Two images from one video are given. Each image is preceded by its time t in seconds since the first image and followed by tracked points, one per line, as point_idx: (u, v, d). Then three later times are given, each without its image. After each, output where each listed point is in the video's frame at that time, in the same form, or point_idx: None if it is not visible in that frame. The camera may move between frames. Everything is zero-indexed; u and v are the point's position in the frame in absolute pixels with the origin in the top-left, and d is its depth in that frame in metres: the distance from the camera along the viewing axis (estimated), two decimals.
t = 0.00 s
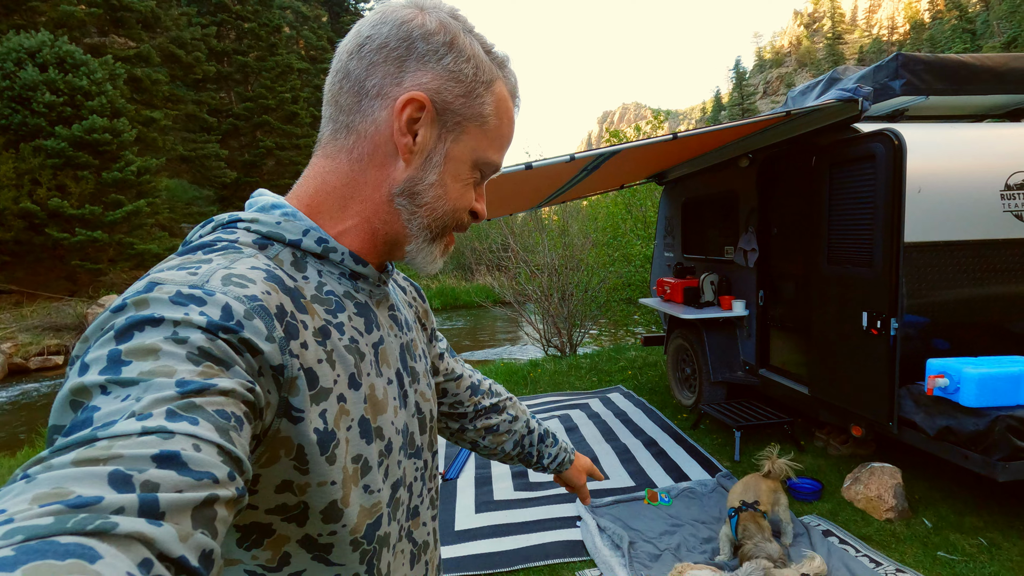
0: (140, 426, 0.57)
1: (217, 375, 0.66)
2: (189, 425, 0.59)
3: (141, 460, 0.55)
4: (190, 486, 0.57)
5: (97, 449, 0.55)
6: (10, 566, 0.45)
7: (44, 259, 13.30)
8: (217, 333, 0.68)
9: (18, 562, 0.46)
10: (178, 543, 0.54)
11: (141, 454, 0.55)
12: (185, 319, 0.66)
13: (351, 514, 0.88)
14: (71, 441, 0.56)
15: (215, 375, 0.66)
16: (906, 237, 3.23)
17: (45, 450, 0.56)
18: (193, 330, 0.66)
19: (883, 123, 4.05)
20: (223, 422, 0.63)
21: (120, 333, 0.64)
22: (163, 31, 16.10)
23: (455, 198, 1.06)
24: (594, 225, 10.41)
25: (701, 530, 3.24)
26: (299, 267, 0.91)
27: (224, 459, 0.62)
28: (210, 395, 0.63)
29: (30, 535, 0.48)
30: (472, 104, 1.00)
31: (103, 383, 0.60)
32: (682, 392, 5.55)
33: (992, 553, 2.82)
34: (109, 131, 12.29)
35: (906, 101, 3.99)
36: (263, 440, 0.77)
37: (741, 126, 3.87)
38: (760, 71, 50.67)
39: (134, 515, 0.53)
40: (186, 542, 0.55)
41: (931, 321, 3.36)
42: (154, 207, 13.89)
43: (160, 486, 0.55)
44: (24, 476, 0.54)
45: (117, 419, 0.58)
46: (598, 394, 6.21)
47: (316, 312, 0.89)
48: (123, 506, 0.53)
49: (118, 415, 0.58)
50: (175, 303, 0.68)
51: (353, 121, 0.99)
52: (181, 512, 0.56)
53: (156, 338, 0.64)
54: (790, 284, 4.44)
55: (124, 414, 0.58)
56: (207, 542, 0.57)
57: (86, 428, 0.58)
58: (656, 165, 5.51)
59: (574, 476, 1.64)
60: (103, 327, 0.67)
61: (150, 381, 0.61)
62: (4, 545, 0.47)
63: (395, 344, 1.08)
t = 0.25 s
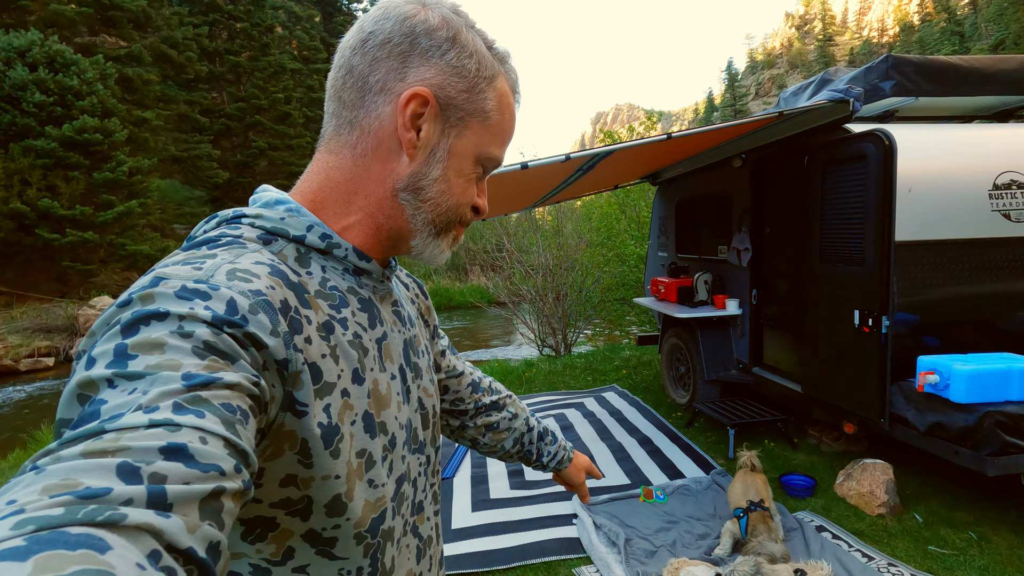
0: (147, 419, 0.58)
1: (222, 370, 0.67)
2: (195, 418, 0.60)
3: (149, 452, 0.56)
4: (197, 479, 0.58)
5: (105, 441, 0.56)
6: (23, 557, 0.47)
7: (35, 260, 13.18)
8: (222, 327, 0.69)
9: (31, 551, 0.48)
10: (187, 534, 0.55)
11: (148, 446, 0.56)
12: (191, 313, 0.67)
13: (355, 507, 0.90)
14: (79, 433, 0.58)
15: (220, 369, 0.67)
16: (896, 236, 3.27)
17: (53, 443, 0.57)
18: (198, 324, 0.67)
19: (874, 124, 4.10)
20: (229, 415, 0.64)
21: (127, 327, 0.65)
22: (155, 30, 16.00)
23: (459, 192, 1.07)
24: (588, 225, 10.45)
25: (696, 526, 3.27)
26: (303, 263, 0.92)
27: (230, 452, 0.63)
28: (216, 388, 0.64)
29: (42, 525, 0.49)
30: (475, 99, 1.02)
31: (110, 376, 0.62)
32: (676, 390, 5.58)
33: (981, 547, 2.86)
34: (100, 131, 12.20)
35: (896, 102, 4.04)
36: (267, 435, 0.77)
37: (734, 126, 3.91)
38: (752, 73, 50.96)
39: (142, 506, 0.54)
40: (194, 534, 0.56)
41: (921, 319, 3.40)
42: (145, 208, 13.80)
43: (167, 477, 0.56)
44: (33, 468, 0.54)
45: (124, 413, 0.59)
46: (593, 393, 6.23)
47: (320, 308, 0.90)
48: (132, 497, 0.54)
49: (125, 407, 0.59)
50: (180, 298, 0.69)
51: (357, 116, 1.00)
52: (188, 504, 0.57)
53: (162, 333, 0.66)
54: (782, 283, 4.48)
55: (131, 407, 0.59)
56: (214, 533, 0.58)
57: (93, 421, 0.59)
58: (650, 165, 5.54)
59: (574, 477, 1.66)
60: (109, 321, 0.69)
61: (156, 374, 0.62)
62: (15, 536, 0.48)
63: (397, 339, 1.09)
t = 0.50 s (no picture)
0: (156, 404, 0.57)
1: (231, 357, 0.66)
2: (203, 404, 0.59)
3: (157, 437, 0.55)
4: (204, 464, 0.57)
5: (114, 425, 0.55)
6: (34, 536, 0.47)
7: (25, 259, 13.05)
8: (230, 315, 0.68)
9: (42, 531, 0.47)
10: (193, 519, 0.54)
11: (157, 431, 0.55)
12: (200, 301, 0.67)
13: (358, 497, 0.89)
14: (89, 416, 0.57)
15: (228, 357, 0.66)
16: (890, 233, 3.29)
17: (64, 426, 0.56)
18: (207, 312, 0.66)
19: (868, 122, 4.12)
20: (236, 401, 0.63)
21: (136, 313, 0.64)
22: (146, 28, 15.88)
23: (465, 189, 1.06)
24: (583, 224, 10.47)
25: (693, 523, 3.27)
26: (310, 254, 0.91)
27: (237, 438, 0.62)
28: (224, 375, 0.63)
29: (52, 506, 0.49)
30: (484, 95, 1.01)
31: (120, 361, 0.61)
32: (672, 388, 5.60)
33: (975, 542, 2.88)
34: (91, 129, 12.09)
35: (889, 101, 4.06)
36: (274, 422, 0.77)
37: (730, 124, 3.91)
38: (745, 73, 51.19)
39: (151, 490, 0.53)
40: (200, 518, 0.55)
41: (916, 316, 3.42)
42: (137, 207, 13.69)
43: (175, 462, 0.55)
44: (45, 450, 0.55)
45: (133, 397, 0.58)
46: (589, 392, 6.24)
47: (327, 298, 0.89)
48: (140, 480, 0.53)
49: (135, 392, 0.59)
50: (190, 285, 0.68)
51: (366, 110, 1.00)
52: (195, 488, 0.56)
53: (172, 319, 0.65)
54: (778, 281, 4.50)
55: (140, 392, 0.59)
56: (220, 519, 0.57)
57: (103, 405, 0.58)
58: (645, 164, 5.54)
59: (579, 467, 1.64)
60: (120, 307, 0.68)
61: (165, 360, 0.61)
62: (26, 515, 0.48)
63: (403, 332, 1.08)
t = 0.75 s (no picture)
0: (148, 414, 0.54)
1: (225, 365, 0.63)
2: (196, 413, 0.57)
3: (149, 448, 0.53)
4: (196, 475, 0.54)
5: (105, 435, 0.53)
6: (19, 551, 0.45)
7: (13, 259, 12.89)
8: (225, 322, 0.65)
9: (28, 546, 0.45)
10: (184, 531, 0.52)
11: (148, 441, 0.53)
12: (194, 308, 0.63)
13: (356, 504, 0.85)
14: (80, 426, 0.54)
15: (222, 365, 0.63)
16: (887, 233, 3.28)
17: (55, 436, 0.54)
18: (202, 319, 0.63)
19: (863, 122, 4.12)
20: (230, 411, 0.60)
21: (130, 320, 0.61)
22: (137, 25, 15.72)
23: (464, 192, 1.02)
24: (578, 223, 10.45)
25: (690, 525, 3.25)
26: (308, 259, 0.87)
27: (231, 448, 0.59)
28: (218, 384, 0.60)
29: (41, 519, 0.47)
30: (483, 96, 0.97)
31: (113, 369, 0.58)
32: (667, 388, 5.58)
33: (971, 542, 2.88)
34: (81, 127, 11.95)
35: (884, 100, 4.06)
36: (270, 429, 0.73)
37: (726, 124, 3.89)
38: (738, 72, 51.41)
39: (141, 502, 0.51)
40: (192, 530, 0.53)
41: (911, 316, 3.42)
42: (128, 205, 13.55)
43: (167, 473, 0.53)
44: (34, 461, 0.52)
45: (125, 407, 0.55)
46: (584, 392, 6.21)
47: (325, 304, 0.85)
48: (130, 492, 0.50)
49: (127, 402, 0.56)
50: (184, 292, 0.65)
51: (362, 113, 0.96)
52: (186, 500, 0.53)
53: (165, 326, 0.61)
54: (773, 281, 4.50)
55: (132, 401, 0.56)
56: (213, 530, 0.55)
57: (95, 415, 0.55)
58: (640, 163, 5.51)
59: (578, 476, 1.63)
60: (114, 315, 0.65)
61: (159, 368, 0.58)
62: (13, 529, 0.46)
63: (402, 337, 1.05)
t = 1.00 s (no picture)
0: (152, 408, 0.53)
1: (227, 360, 0.61)
2: (199, 407, 0.55)
3: (153, 441, 0.51)
4: (201, 468, 0.53)
5: (110, 429, 0.51)
6: (27, 542, 0.43)
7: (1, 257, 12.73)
8: (227, 317, 0.63)
9: (36, 537, 0.43)
10: (189, 523, 0.50)
11: (153, 435, 0.51)
12: (195, 303, 0.61)
13: (358, 498, 0.83)
14: (83, 421, 0.52)
15: (225, 360, 0.61)
16: (881, 231, 3.29)
17: (59, 430, 0.51)
18: (203, 314, 0.61)
19: (857, 120, 4.12)
20: (233, 405, 0.58)
21: (132, 317, 0.59)
22: (127, 21, 15.55)
23: (450, 185, 0.99)
24: (572, 221, 10.44)
25: (685, 523, 3.25)
26: (306, 255, 0.85)
27: (235, 442, 0.57)
28: (221, 378, 0.59)
29: (47, 511, 0.45)
30: (466, 86, 0.94)
31: (115, 365, 0.56)
32: (662, 386, 5.58)
33: (964, 538, 2.89)
34: (69, 124, 11.80)
35: (879, 98, 4.08)
36: (271, 424, 0.72)
37: (721, 121, 3.88)
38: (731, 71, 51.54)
39: (147, 495, 0.49)
40: (196, 523, 0.51)
41: (905, 313, 3.43)
42: (118, 203, 13.41)
43: (172, 466, 0.51)
44: (40, 455, 0.50)
45: (129, 402, 0.53)
46: (578, 390, 6.21)
47: (324, 300, 0.83)
48: (135, 485, 0.49)
49: (131, 397, 0.54)
50: (185, 288, 0.63)
51: (348, 108, 0.95)
52: (191, 493, 0.51)
53: (167, 322, 0.59)
54: (768, 279, 4.50)
55: (136, 396, 0.54)
56: (218, 523, 0.53)
57: (98, 410, 0.53)
58: (635, 160, 5.50)
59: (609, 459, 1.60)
60: (113, 311, 0.63)
61: (161, 364, 0.56)
62: (18, 520, 0.44)
63: (399, 333, 1.03)
